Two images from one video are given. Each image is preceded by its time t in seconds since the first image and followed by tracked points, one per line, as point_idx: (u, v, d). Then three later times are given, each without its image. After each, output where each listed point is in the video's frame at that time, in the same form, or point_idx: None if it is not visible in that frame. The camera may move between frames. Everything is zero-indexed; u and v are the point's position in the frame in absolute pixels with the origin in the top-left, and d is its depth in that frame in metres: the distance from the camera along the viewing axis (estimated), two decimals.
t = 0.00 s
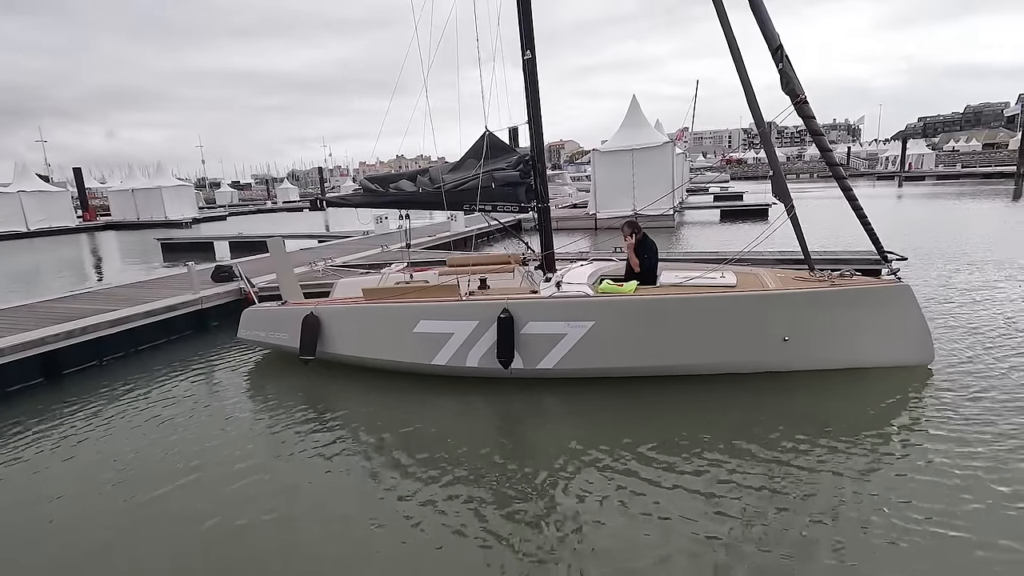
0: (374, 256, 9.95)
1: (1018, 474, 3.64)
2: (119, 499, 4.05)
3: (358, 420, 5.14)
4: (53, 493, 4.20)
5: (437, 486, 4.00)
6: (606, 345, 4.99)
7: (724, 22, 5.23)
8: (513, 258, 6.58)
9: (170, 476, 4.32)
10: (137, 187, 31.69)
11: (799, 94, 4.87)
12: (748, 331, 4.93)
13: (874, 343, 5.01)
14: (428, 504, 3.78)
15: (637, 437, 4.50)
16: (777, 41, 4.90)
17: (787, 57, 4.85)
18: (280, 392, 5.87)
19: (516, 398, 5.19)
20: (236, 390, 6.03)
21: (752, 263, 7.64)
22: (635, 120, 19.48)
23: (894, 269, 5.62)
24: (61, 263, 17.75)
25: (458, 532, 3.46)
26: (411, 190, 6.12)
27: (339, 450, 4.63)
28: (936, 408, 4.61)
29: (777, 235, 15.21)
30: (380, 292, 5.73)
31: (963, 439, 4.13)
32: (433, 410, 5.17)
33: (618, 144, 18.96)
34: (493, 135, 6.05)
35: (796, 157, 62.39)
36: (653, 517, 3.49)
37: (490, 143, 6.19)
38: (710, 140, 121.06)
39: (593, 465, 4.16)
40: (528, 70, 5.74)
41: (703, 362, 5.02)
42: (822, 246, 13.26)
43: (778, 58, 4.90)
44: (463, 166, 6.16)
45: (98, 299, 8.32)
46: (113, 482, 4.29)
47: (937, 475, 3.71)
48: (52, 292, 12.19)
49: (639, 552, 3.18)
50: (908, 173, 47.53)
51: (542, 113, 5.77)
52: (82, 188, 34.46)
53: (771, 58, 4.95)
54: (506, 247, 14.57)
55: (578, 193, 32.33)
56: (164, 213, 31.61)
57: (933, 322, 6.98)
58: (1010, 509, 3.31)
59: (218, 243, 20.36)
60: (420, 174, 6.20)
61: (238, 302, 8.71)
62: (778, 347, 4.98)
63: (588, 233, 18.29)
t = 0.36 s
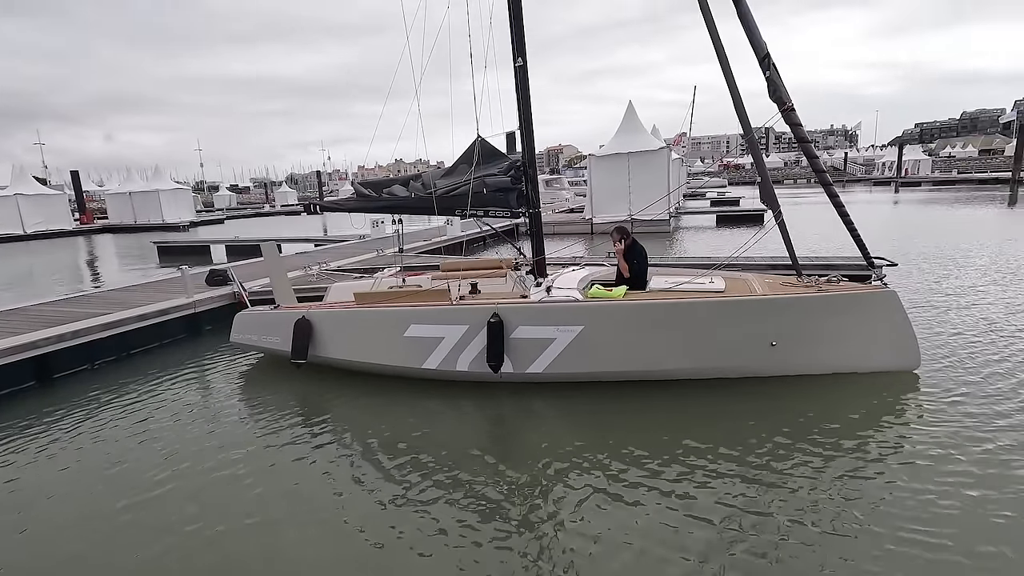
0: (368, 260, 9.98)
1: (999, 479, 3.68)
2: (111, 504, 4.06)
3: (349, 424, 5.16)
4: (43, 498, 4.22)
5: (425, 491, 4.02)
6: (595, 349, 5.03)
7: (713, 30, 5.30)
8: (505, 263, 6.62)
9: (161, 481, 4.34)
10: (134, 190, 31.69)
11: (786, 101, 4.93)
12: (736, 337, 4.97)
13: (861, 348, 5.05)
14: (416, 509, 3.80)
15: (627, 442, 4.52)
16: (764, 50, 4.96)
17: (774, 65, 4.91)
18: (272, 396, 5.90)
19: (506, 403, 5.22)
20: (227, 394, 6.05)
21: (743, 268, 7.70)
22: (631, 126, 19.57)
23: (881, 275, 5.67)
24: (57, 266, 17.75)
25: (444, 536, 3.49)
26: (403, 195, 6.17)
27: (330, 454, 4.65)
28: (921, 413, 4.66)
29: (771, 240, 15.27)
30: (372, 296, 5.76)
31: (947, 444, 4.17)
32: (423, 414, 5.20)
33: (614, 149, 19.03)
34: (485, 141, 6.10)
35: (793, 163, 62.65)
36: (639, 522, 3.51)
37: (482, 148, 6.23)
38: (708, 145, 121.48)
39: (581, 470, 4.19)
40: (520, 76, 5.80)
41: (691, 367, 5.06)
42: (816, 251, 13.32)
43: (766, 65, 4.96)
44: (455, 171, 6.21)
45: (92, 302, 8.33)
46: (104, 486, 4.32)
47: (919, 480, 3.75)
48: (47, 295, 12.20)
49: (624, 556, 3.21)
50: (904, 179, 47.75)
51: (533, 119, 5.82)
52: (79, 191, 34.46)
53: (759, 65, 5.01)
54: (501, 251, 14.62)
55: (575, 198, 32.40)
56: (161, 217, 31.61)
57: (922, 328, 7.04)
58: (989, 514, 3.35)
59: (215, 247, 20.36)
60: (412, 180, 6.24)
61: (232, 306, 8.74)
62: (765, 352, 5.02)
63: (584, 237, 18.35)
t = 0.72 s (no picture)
0: (363, 264, 10.01)
1: (981, 483, 3.73)
2: (102, 506, 4.08)
3: (341, 426, 5.20)
4: (35, 500, 4.24)
5: (415, 493, 4.05)
6: (585, 353, 5.07)
7: (702, 38, 5.37)
8: (497, 267, 6.66)
9: (153, 482, 4.36)
10: (132, 192, 31.72)
11: (774, 108, 4.99)
12: (724, 341, 5.02)
13: (849, 353, 5.10)
14: (405, 511, 3.83)
15: (616, 446, 4.56)
16: (752, 57, 5.03)
17: (762, 73, 4.97)
18: (264, 399, 5.92)
19: (497, 406, 5.25)
20: (220, 396, 6.08)
21: (735, 273, 7.75)
22: (628, 130, 19.68)
23: (869, 280, 5.73)
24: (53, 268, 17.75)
25: (433, 537, 3.52)
26: (397, 200, 6.21)
27: (322, 457, 4.68)
28: (907, 418, 4.70)
29: (766, 245, 15.34)
30: (364, 299, 5.80)
31: (931, 448, 4.21)
32: (416, 416, 5.24)
33: (610, 154, 19.12)
34: (477, 146, 6.15)
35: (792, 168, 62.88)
36: (626, 525, 3.55)
37: (475, 153, 6.28)
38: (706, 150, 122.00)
39: (570, 473, 4.22)
40: (512, 82, 5.86)
41: (681, 371, 5.10)
42: (810, 256, 13.38)
43: (754, 73, 5.02)
44: (448, 176, 6.26)
45: (86, 305, 8.35)
46: (96, 488, 4.34)
47: (903, 484, 3.79)
48: (42, 297, 12.21)
49: (610, 558, 3.25)
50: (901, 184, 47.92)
51: (525, 125, 5.87)
52: (76, 193, 34.46)
53: (747, 73, 5.08)
54: (497, 255, 14.67)
55: (573, 202, 32.47)
56: (159, 219, 31.64)
57: (913, 333, 7.07)
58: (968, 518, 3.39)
59: (212, 250, 20.39)
60: (406, 184, 6.29)
61: (226, 309, 8.76)
62: (754, 356, 5.06)
63: (580, 241, 18.42)
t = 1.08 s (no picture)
0: (361, 268, 10.02)
1: (973, 486, 3.77)
2: (101, 511, 4.07)
3: (338, 430, 5.22)
4: (32, 503, 4.24)
5: (413, 497, 4.06)
6: (581, 358, 5.10)
7: (697, 44, 5.41)
8: (494, 271, 6.69)
9: (152, 487, 4.36)
10: (129, 196, 31.69)
11: (768, 114, 5.04)
12: (719, 345, 5.05)
13: (843, 357, 5.13)
14: (404, 514, 3.84)
15: (613, 449, 4.58)
16: (746, 64, 5.08)
17: (756, 80, 5.02)
18: (261, 403, 5.93)
19: (493, 410, 5.27)
20: (217, 400, 6.09)
21: (731, 276, 7.79)
22: (625, 134, 19.75)
23: (863, 284, 5.77)
24: (50, 272, 17.70)
25: (432, 540, 3.53)
26: (394, 205, 6.24)
27: (320, 461, 4.69)
28: (900, 422, 4.73)
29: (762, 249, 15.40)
30: (362, 304, 5.82)
31: (923, 452, 4.25)
32: (412, 420, 5.26)
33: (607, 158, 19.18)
34: (474, 151, 6.17)
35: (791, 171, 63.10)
36: (624, 527, 3.57)
37: (471, 158, 6.31)
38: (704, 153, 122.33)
39: (568, 476, 4.25)
40: (509, 88, 5.89)
41: (676, 375, 5.13)
42: (806, 260, 13.43)
43: (748, 80, 5.07)
44: (445, 181, 6.29)
45: (83, 309, 8.36)
46: (95, 492, 4.33)
47: (898, 488, 3.83)
48: (38, 302, 12.17)
49: (609, 560, 3.27)
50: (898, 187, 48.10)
51: (522, 130, 5.91)
52: (74, 196, 34.42)
53: (741, 80, 5.12)
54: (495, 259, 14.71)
55: (570, 205, 32.53)
56: (156, 223, 31.61)
57: (907, 337, 7.11)
58: (959, 521, 3.43)
59: (210, 253, 20.37)
60: (403, 189, 6.32)
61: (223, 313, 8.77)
62: (749, 360, 5.10)
63: (577, 245, 18.47)
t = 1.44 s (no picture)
0: (358, 270, 10.01)
1: (969, 485, 3.78)
2: (96, 513, 4.07)
3: (334, 432, 5.21)
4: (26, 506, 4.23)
5: (410, 498, 4.06)
6: (578, 359, 5.10)
7: (692, 46, 5.44)
8: (491, 273, 6.69)
9: (146, 490, 4.35)
10: (125, 198, 31.58)
11: (763, 116, 5.06)
12: (716, 346, 5.05)
13: (838, 358, 5.15)
14: (398, 517, 3.83)
15: (610, 452, 4.56)
16: (741, 66, 5.10)
17: (751, 81, 5.04)
18: (257, 406, 5.91)
19: (490, 412, 5.27)
20: (212, 403, 6.07)
21: (727, 278, 7.82)
22: (621, 136, 19.80)
23: (858, 285, 5.79)
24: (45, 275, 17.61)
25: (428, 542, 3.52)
26: (390, 206, 6.24)
27: (318, 463, 4.68)
28: (896, 422, 4.74)
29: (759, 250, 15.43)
30: (358, 306, 5.80)
31: (919, 452, 4.26)
32: (409, 421, 5.25)
33: (604, 159, 19.23)
34: (471, 152, 6.18)
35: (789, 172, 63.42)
36: (619, 528, 3.58)
37: (468, 160, 6.31)
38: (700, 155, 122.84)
39: (566, 478, 4.24)
40: (505, 89, 5.91)
41: (672, 376, 5.13)
42: (802, 261, 13.46)
43: (743, 81, 5.09)
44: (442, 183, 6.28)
45: (78, 311, 8.32)
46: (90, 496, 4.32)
47: (894, 487, 3.83)
48: (34, 304, 12.15)
49: (603, 561, 3.27)
50: (893, 189, 48.35)
51: (518, 132, 5.92)
52: (69, 199, 34.26)
53: (737, 81, 5.15)
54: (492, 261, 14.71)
55: (567, 207, 32.56)
56: (152, 225, 31.50)
57: (903, 338, 7.13)
58: (953, 519, 3.44)
59: (206, 256, 20.32)
60: (400, 190, 6.31)
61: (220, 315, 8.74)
62: (745, 361, 5.10)
63: (574, 246, 18.50)
